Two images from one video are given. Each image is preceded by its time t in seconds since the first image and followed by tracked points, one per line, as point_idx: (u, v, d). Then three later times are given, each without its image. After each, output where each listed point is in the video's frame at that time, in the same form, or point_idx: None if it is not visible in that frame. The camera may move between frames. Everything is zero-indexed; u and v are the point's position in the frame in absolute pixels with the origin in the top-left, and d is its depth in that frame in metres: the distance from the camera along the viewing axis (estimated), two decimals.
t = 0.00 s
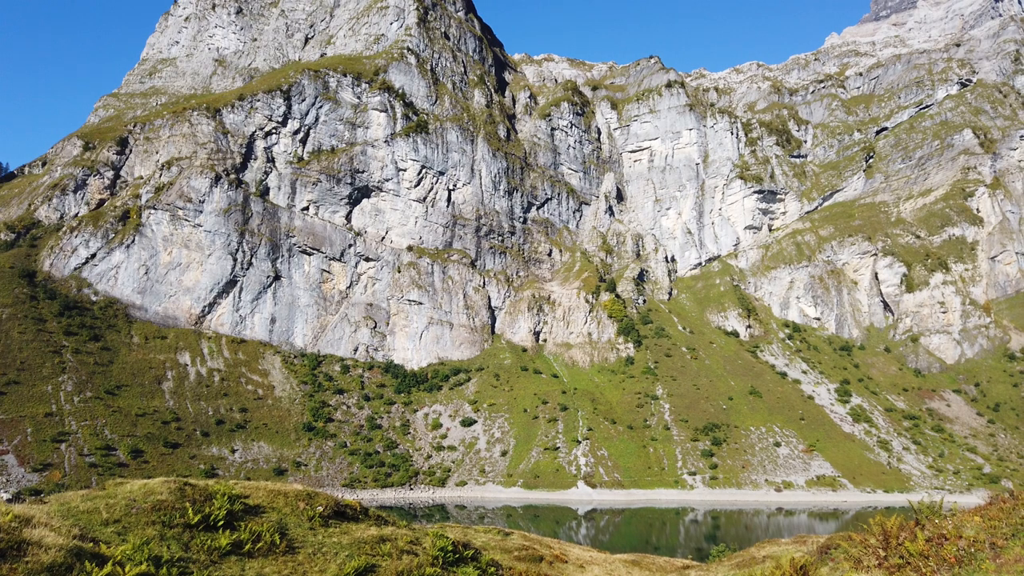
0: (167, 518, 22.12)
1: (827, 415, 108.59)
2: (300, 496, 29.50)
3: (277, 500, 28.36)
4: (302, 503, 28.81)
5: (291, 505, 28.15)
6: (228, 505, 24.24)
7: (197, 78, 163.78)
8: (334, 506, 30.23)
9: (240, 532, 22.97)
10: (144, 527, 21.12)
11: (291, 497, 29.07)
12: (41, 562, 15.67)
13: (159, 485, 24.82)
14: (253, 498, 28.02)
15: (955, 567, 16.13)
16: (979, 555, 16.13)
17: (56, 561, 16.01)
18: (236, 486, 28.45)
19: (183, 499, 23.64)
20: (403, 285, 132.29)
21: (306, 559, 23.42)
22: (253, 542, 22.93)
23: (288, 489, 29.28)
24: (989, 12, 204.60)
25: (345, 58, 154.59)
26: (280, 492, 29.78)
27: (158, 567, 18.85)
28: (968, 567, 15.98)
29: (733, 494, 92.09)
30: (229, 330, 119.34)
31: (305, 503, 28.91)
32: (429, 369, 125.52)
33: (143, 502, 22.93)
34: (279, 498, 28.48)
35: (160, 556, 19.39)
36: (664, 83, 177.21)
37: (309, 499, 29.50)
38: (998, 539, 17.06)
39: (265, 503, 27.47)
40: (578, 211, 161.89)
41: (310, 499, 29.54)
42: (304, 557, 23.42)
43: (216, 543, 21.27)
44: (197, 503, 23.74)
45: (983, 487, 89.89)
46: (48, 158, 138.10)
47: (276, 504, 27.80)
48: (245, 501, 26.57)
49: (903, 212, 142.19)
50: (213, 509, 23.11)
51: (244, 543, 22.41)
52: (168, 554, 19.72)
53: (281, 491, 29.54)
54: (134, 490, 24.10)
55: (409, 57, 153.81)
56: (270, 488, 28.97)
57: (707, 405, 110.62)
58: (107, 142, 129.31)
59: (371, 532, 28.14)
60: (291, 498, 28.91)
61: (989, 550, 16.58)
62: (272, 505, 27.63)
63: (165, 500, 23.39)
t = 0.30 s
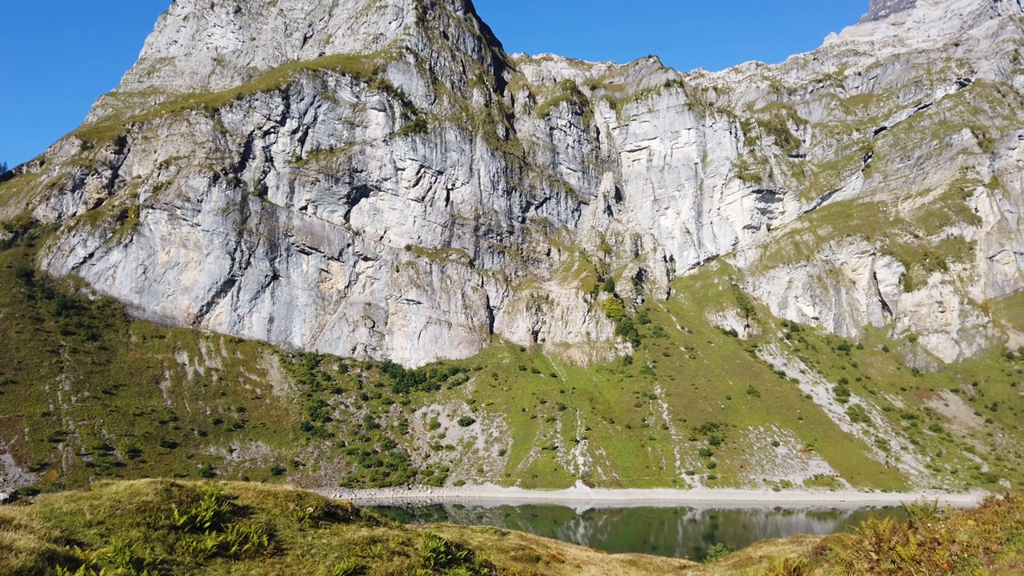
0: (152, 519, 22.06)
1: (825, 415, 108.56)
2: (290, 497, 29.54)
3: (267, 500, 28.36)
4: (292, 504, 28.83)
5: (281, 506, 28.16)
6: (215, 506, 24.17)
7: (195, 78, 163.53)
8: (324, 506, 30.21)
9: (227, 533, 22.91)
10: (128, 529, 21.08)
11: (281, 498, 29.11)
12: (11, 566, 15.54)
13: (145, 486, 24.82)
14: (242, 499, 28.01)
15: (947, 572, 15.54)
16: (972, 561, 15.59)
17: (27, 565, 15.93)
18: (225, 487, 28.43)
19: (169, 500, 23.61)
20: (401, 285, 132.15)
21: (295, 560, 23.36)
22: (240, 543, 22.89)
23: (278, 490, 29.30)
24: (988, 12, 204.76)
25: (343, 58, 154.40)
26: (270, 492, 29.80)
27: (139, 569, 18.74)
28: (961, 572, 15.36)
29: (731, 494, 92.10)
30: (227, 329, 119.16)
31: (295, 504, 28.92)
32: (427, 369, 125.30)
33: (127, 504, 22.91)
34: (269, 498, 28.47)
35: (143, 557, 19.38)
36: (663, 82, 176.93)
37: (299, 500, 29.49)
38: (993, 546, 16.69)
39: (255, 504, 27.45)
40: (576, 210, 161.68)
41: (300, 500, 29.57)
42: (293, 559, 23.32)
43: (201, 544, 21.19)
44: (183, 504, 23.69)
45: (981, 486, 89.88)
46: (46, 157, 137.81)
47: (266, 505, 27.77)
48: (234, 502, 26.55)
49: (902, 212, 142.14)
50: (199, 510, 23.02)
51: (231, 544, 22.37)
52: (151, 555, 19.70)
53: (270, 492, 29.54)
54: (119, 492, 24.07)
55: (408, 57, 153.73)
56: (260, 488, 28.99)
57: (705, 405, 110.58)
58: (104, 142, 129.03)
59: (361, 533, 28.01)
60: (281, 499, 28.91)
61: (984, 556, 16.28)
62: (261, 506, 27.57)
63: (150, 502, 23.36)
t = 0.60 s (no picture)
0: (134, 515, 22.05)
1: (819, 411, 108.90)
2: (277, 493, 29.39)
3: (254, 496, 28.18)
4: (279, 499, 28.69)
5: (267, 502, 28.04)
6: (199, 502, 24.12)
7: (190, 72, 162.81)
8: (312, 502, 30.08)
9: (211, 529, 22.91)
10: (108, 525, 21.06)
11: (268, 494, 28.93)
12: None
13: (129, 481, 24.73)
14: (228, 494, 27.83)
15: (937, 569, 15.46)
16: (961, 556, 15.47)
17: None
18: (211, 482, 28.28)
19: (151, 495, 23.56)
20: (397, 281, 131.94)
21: (279, 556, 23.39)
22: (224, 539, 22.92)
23: (264, 485, 29.10)
24: (983, 10, 205.17)
25: (339, 53, 153.89)
26: (257, 487, 29.61)
27: (117, 567, 18.70)
28: (950, 569, 15.29)
29: (726, 490, 92.43)
30: (222, 325, 118.93)
31: (282, 499, 28.80)
32: (422, 365, 125.18)
33: (109, 499, 22.85)
34: (255, 494, 28.28)
35: (122, 554, 19.46)
36: (659, 78, 176.71)
37: (286, 495, 29.31)
38: (983, 541, 16.55)
39: (241, 500, 27.32)
40: (572, 207, 161.42)
41: (287, 495, 29.36)
42: (278, 555, 23.34)
43: (184, 541, 21.23)
44: (166, 500, 23.63)
45: (975, 482, 90.44)
46: (39, 152, 137.10)
47: (252, 500, 27.64)
48: (219, 498, 26.47)
49: (897, 208, 142.41)
50: (182, 505, 23.02)
51: (214, 540, 22.40)
52: (131, 552, 19.79)
53: (257, 487, 29.29)
54: (102, 486, 23.99)
55: (403, 52, 153.26)
56: (246, 483, 28.77)
57: (700, 401, 110.86)
58: (98, 136, 128.44)
59: (349, 529, 27.88)
60: (267, 494, 28.73)
61: (974, 552, 16.01)
62: (247, 501, 27.46)
63: (133, 497, 23.31)
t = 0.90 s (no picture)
0: (114, 512, 21.96)
1: (814, 406, 109.10)
2: (263, 489, 29.23)
3: (239, 493, 27.98)
4: (265, 496, 28.51)
5: (253, 499, 27.85)
6: (182, 499, 24.14)
7: (184, 66, 161.91)
8: (299, 499, 29.92)
9: (193, 527, 22.88)
10: (87, 523, 20.99)
11: (254, 490, 28.75)
12: None
13: (110, 478, 24.64)
14: (212, 491, 27.65)
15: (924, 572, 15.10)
16: (950, 559, 15.11)
17: None
18: (195, 479, 28.13)
19: (132, 493, 23.48)
20: (392, 276, 131.58)
21: (263, 554, 23.37)
22: (207, 536, 22.88)
23: (250, 482, 28.90)
24: (978, 6, 205.42)
25: (334, 47, 153.17)
26: (242, 484, 29.42)
27: (91, 567, 18.61)
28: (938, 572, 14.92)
29: (720, 485, 92.64)
30: (217, 320, 118.53)
31: (268, 497, 28.64)
32: (418, 360, 124.98)
33: (89, 496, 22.75)
34: (240, 491, 28.09)
35: (99, 552, 19.46)
36: (655, 74, 176.54)
37: (272, 492, 29.21)
38: (972, 541, 16.16)
39: (225, 497, 27.14)
40: (567, 202, 161.16)
41: (273, 493, 29.24)
42: (261, 553, 23.25)
43: (164, 539, 21.21)
44: (147, 497, 23.57)
45: (968, 477, 91.01)
46: (33, 146, 136.22)
47: (237, 498, 27.46)
48: (203, 495, 26.34)
49: (892, 204, 142.59)
50: (164, 503, 23.02)
51: (196, 537, 22.37)
52: (108, 550, 19.78)
53: (243, 484, 29.11)
54: (82, 484, 23.87)
55: (398, 46, 152.64)
56: (231, 480, 28.58)
57: (695, 397, 111.09)
58: (92, 130, 127.68)
59: (336, 526, 27.76)
60: (253, 491, 28.58)
61: (963, 554, 15.53)
62: (232, 498, 27.29)
63: (113, 495, 23.24)
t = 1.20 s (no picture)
0: (84, 514, 21.66)
1: (802, 406, 109.45)
2: (241, 490, 28.99)
3: (216, 494, 27.71)
4: (243, 497, 28.29)
5: (230, 499, 27.62)
6: (155, 500, 23.88)
7: (172, 64, 160.86)
8: (278, 500, 29.73)
9: (167, 528, 22.65)
10: (55, 525, 20.66)
11: (231, 491, 28.50)
12: None
13: (81, 478, 24.30)
14: (189, 492, 27.36)
15: None
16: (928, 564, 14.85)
17: None
18: (172, 479, 27.86)
19: (103, 494, 23.17)
20: (381, 275, 131.06)
21: (239, 556, 23.16)
22: (181, 538, 22.67)
23: (228, 482, 28.62)
24: (966, 8, 206.71)
25: (323, 45, 152.58)
26: (220, 485, 29.15)
27: (55, 570, 18.26)
28: None
29: (709, 484, 92.78)
30: (205, 319, 117.79)
31: (246, 497, 28.44)
32: (407, 360, 124.50)
33: (59, 497, 22.39)
34: (217, 492, 27.82)
35: (66, 555, 19.19)
36: (645, 74, 176.86)
37: (250, 492, 29.03)
38: (951, 543, 15.86)
39: (202, 498, 26.91)
40: (558, 202, 161.18)
41: (252, 493, 29.00)
42: (236, 556, 23.01)
43: (135, 541, 20.94)
44: (120, 498, 23.27)
45: (954, 476, 91.78)
46: (19, 144, 134.91)
47: (214, 498, 27.20)
48: (179, 496, 26.11)
49: (880, 205, 143.28)
50: (136, 504, 22.78)
51: (169, 540, 22.14)
52: (76, 553, 19.48)
53: (220, 484, 28.83)
54: (52, 484, 23.50)
55: (389, 45, 152.25)
56: (209, 481, 28.31)
57: (684, 396, 111.38)
58: (79, 128, 126.61)
59: (315, 527, 27.54)
60: (231, 491, 28.34)
61: (942, 557, 15.30)
62: (209, 499, 27.03)
63: (83, 495, 22.90)
